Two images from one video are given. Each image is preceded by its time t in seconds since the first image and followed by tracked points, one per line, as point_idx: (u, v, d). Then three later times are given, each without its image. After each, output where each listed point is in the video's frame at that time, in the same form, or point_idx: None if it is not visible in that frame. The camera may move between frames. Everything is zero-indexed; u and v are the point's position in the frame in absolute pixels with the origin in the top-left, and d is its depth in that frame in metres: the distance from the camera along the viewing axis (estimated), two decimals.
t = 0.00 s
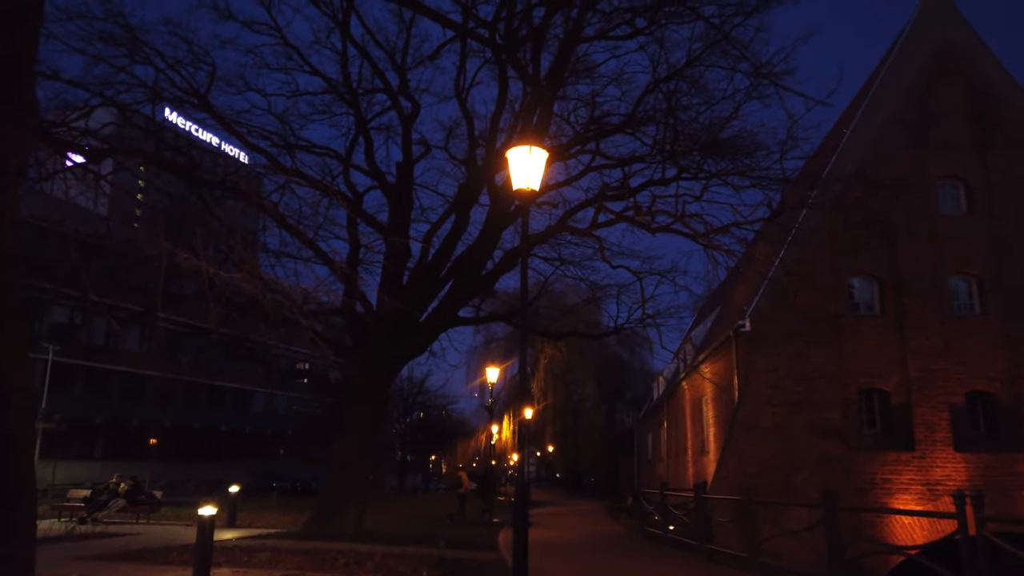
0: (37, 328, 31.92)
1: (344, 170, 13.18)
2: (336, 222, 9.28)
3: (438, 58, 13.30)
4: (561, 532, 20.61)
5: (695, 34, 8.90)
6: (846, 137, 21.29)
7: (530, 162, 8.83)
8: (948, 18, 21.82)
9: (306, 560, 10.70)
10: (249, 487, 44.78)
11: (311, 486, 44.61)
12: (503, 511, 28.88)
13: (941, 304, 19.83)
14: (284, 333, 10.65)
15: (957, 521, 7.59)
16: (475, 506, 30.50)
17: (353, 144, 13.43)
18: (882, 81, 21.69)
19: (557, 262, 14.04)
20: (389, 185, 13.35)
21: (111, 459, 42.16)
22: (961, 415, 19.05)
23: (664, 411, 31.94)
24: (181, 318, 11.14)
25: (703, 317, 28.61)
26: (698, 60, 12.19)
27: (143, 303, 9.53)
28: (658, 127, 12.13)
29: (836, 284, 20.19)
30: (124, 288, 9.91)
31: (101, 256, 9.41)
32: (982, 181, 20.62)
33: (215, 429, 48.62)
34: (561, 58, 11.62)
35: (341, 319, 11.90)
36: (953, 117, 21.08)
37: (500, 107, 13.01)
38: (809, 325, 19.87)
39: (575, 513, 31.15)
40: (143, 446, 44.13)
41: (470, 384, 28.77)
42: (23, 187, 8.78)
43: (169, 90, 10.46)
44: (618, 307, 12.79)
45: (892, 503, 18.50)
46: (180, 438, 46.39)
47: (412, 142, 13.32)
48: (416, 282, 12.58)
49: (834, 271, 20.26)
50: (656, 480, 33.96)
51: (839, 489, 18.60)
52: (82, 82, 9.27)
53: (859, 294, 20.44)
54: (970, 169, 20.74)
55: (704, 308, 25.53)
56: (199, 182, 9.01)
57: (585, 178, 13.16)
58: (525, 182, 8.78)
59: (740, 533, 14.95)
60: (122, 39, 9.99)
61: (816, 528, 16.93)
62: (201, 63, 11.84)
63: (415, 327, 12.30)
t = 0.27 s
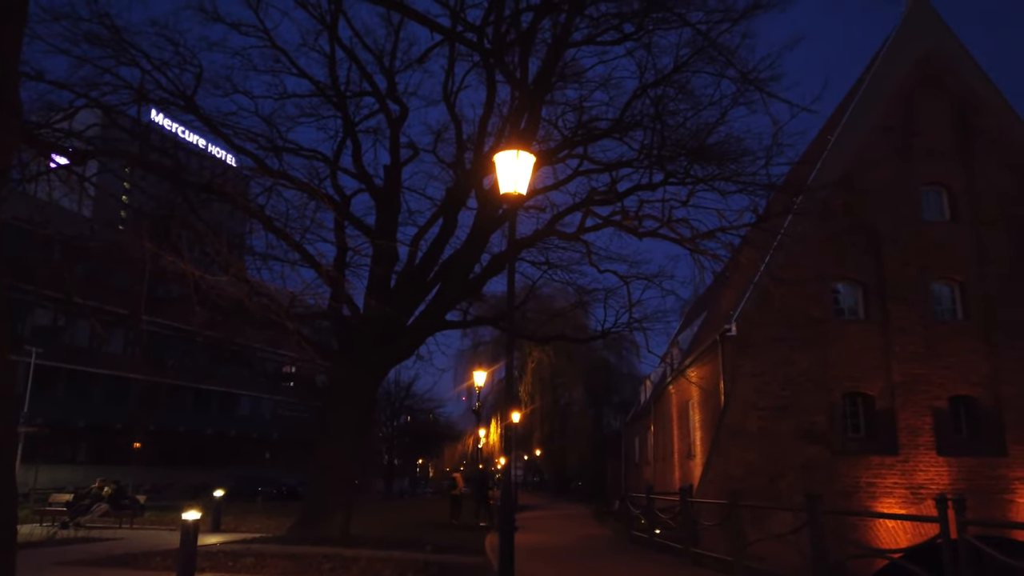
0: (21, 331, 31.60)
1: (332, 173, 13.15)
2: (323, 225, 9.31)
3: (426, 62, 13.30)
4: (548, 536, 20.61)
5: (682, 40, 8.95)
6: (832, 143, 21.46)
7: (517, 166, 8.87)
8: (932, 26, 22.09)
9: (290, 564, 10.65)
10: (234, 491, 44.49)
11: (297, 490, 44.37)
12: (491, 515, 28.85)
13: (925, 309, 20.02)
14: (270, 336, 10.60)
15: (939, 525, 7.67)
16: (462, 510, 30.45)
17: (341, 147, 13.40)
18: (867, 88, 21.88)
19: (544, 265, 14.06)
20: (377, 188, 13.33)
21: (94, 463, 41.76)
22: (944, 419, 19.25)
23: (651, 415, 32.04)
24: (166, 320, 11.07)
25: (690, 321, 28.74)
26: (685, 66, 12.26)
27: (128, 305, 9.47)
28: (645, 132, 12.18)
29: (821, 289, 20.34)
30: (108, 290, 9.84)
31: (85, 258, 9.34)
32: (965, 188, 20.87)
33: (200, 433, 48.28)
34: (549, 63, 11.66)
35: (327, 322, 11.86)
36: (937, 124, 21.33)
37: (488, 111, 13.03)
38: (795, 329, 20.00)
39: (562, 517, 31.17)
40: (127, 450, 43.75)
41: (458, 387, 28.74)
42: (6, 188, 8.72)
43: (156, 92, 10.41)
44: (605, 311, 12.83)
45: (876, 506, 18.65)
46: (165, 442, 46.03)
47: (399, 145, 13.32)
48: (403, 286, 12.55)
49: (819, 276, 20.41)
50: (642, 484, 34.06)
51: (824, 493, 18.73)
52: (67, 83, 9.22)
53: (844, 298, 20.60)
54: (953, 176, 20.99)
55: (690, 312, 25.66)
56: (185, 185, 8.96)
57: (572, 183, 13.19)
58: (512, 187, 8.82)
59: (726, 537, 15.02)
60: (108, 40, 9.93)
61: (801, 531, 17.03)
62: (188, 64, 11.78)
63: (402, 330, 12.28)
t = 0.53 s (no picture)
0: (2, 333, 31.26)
1: (319, 175, 13.10)
2: (309, 228, 9.26)
3: (414, 65, 13.28)
4: (534, 539, 20.61)
5: (669, 46, 8.99)
6: (817, 149, 21.61)
7: (505, 170, 8.89)
8: (915, 34, 22.35)
9: (275, 568, 10.59)
10: (218, 495, 44.16)
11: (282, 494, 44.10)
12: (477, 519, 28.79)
13: (908, 314, 20.21)
14: (256, 338, 10.54)
15: (922, 529, 7.73)
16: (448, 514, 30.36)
17: (328, 149, 13.35)
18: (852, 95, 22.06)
19: (532, 269, 14.06)
20: (364, 191, 13.30)
21: (77, 467, 41.33)
22: (927, 423, 19.43)
23: (637, 419, 32.13)
24: (151, 323, 10.99)
25: (677, 325, 28.86)
26: (672, 71, 12.31)
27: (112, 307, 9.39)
28: (633, 136, 12.21)
29: (807, 294, 20.48)
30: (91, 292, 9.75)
31: (68, 260, 9.25)
32: (948, 195, 21.10)
33: (184, 436, 47.89)
34: (537, 67, 11.68)
35: (313, 325, 11.80)
36: (921, 131, 21.57)
37: (476, 114, 13.02)
38: (780, 333, 20.12)
39: (548, 521, 31.17)
40: (110, 453, 43.34)
41: (445, 391, 28.70)
42: None
43: (141, 92, 10.34)
44: (592, 315, 12.84)
45: (860, 510, 18.78)
46: (148, 445, 45.64)
47: (387, 148, 13.29)
48: (390, 288, 12.51)
49: (804, 280, 20.54)
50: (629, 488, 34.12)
51: (809, 496, 18.83)
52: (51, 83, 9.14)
53: (828, 303, 20.75)
54: (936, 183, 21.21)
55: (677, 316, 25.76)
56: (170, 186, 8.89)
57: (560, 186, 13.19)
58: (500, 191, 8.84)
59: (711, 540, 15.07)
60: (93, 40, 9.86)
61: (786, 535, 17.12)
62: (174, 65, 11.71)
63: (389, 333, 12.24)
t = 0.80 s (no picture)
0: None
1: (308, 177, 13.05)
2: (298, 230, 9.22)
3: (404, 68, 13.26)
4: (521, 543, 20.60)
5: (659, 52, 9.01)
6: (804, 154, 21.76)
7: (494, 174, 8.89)
8: (901, 41, 22.57)
9: (260, 573, 10.53)
10: (204, 499, 43.86)
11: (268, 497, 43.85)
12: (465, 522, 28.76)
13: (894, 319, 20.36)
14: (243, 340, 10.48)
15: (907, 533, 7.77)
16: (436, 518, 30.30)
17: (317, 151, 13.31)
18: (838, 100, 22.24)
19: (521, 272, 14.05)
20: (353, 193, 13.26)
21: (61, 470, 40.97)
22: (912, 427, 19.58)
23: (626, 422, 32.20)
24: (136, 325, 10.92)
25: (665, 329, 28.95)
26: (661, 76, 12.34)
27: (96, 309, 9.32)
28: (622, 140, 12.23)
29: (793, 299, 20.59)
30: (77, 293, 9.68)
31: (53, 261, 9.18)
32: (933, 201, 21.30)
33: (169, 440, 47.53)
34: (527, 70, 11.67)
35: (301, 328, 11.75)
36: (906, 138, 21.77)
37: (466, 118, 13.01)
38: (767, 338, 20.22)
39: (535, 524, 31.16)
40: (94, 456, 42.98)
41: (433, 394, 28.67)
42: None
43: (128, 93, 10.27)
44: (581, 319, 12.84)
45: (846, 513, 18.90)
46: (133, 448, 45.30)
47: (376, 150, 13.25)
48: (379, 291, 12.46)
49: (791, 285, 20.65)
50: (617, 491, 34.15)
51: (795, 500, 18.92)
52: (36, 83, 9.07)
53: (815, 308, 20.86)
54: (922, 189, 21.41)
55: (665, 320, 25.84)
56: (157, 187, 8.84)
57: (549, 190, 13.19)
58: (489, 195, 8.85)
59: (698, 544, 15.10)
60: (80, 40, 9.79)
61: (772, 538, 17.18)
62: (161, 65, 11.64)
63: (377, 337, 12.21)
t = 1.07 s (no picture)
0: None
1: (296, 180, 13.02)
2: (286, 232, 9.21)
3: (393, 71, 13.25)
4: (509, 547, 20.56)
5: (647, 58, 9.07)
6: (791, 160, 21.92)
7: (483, 178, 8.91)
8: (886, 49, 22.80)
9: None
10: (190, 503, 43.56)
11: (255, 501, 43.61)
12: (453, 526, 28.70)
13: (880, 324, 20.52)
14: (231, 343, 10.42)
15: (891, 537, 7.82)
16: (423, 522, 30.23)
17: (306, 153, 13.28)
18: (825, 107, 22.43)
19: (510, 276, 14.04)
20: (342, 196, 13.24)
21: (45, 473, 40.62)
22: (897, 431, 19.72)
23: (614, 426, 32.22)
24: (122, 327, 10.85)
25: (653, 333, 29.02)
26: (650, 81, 12.40)
27: (81, 311, 9.26)
28: (611, 145, 12.27)
29: (781, 303, 20.72)
30: (62, 295, 9.61)
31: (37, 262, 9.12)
32: (918, 207, 21.49)
33: (155, 443, 47.18)
34: (517, 75, 11.69)
35: (288, 331, 11.71)
36: (892, 144, 21.96)
37: (455, 121, 13.02)
38: (754, 342, 20.31)
39: (524, 528, 31.16)
40: (79, 460, 42.63)
41: (422, 397, 28.64)
42: None
43: (115, 94, 10.24)
44: (569, 322, 12.85)
45: (832, 517, 18.99)
46: (119, 452, 44.96)
47: (365, 153, 13.24)
48: (367, 294, 12.42)
49: (778, 289, 20.77)
50: (605, 495, 34.18)
51: (782, 504, 19.01)
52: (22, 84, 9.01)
53: (802, 312, 20.98)
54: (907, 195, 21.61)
55: (653, 324, 25.92)
56: (144, 189, 8.81)
57: (538, 194, 13.21)
58: (478, 199, 8.87)
59: (685, 547, 15.13)
60: (67, 41, 9.74)
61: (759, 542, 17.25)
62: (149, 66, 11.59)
63: (365, 340, 12.18)
